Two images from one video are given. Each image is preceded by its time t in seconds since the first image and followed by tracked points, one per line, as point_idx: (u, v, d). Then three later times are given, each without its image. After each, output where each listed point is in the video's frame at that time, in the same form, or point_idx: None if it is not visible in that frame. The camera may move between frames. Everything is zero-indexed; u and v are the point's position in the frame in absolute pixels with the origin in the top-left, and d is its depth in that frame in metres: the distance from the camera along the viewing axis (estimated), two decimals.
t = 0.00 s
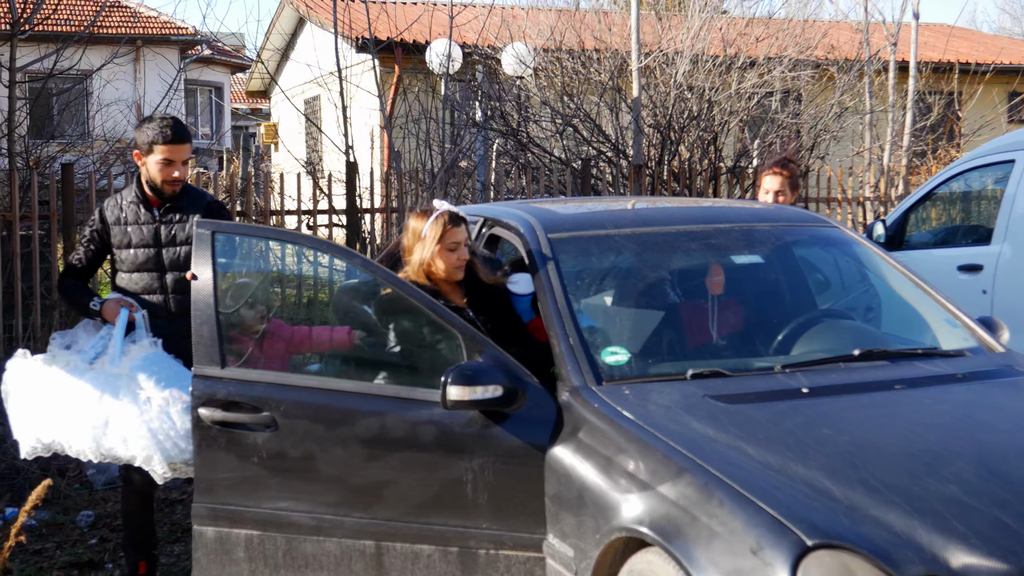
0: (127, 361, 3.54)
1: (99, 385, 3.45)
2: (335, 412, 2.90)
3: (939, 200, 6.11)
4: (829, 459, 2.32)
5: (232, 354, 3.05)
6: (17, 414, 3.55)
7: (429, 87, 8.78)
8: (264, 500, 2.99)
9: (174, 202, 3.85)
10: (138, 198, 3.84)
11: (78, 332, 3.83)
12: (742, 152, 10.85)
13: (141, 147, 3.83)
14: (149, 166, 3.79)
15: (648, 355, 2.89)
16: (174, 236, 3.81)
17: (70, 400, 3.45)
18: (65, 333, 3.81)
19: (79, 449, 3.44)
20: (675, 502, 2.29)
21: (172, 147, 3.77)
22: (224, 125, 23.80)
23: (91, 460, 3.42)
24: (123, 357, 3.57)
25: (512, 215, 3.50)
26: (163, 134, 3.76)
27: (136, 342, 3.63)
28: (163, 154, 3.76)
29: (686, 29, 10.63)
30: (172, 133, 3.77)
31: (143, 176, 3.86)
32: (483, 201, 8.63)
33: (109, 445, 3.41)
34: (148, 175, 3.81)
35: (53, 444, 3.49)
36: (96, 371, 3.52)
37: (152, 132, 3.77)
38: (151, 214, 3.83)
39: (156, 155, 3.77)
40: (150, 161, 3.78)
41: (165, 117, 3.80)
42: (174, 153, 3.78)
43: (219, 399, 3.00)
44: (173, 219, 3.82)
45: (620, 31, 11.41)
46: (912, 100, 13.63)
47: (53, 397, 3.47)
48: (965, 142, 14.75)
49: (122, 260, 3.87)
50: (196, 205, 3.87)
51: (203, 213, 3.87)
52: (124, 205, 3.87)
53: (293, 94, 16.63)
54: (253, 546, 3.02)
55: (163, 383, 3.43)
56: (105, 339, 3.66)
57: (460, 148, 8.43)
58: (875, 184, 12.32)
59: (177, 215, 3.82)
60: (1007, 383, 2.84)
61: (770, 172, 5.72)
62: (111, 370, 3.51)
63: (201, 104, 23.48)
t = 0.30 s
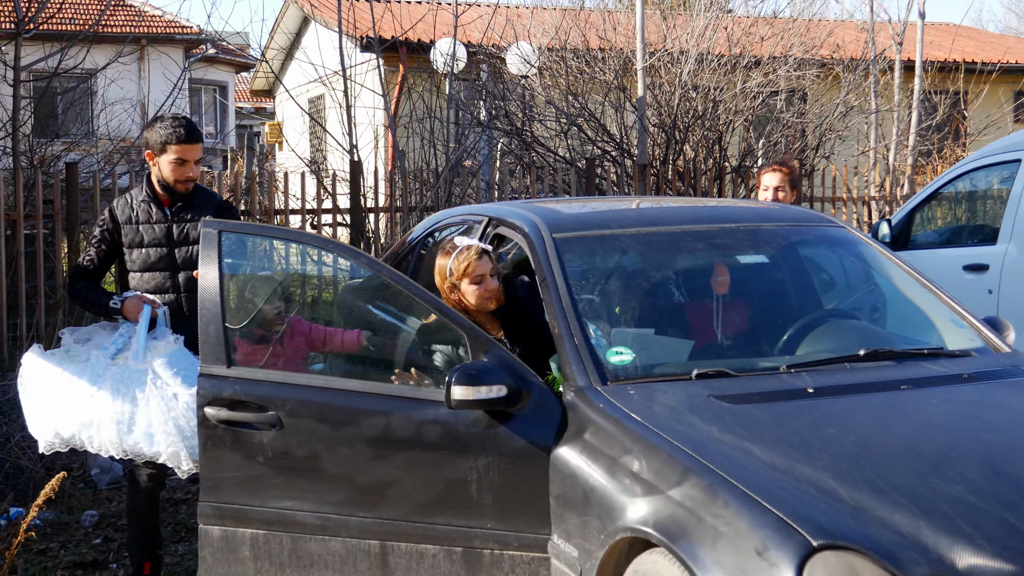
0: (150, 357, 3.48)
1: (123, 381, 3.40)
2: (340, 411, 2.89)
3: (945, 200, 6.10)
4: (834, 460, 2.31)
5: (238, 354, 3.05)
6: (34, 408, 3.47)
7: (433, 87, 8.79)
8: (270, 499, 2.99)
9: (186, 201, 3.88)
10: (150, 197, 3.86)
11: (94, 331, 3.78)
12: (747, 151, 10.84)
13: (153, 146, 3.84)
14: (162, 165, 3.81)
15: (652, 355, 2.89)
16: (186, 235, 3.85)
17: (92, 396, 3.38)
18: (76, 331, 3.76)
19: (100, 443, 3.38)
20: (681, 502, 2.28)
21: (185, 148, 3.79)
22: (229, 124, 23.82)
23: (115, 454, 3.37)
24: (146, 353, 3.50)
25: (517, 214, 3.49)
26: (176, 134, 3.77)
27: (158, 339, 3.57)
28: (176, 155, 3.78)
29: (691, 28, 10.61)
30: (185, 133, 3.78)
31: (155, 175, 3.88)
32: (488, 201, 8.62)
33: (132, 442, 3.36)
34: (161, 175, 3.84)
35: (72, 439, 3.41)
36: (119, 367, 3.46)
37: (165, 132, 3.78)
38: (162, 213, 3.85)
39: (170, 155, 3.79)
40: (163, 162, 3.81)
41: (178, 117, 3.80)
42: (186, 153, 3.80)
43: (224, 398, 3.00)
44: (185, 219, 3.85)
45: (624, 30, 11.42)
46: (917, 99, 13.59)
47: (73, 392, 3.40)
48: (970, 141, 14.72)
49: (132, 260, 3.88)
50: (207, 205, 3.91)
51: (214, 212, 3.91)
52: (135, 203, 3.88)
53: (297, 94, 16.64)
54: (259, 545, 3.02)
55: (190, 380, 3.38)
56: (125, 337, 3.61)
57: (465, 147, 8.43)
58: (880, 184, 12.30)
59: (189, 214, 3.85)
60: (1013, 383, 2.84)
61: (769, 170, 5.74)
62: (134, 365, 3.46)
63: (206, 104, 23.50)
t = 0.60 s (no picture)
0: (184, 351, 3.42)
1: (159, 374, 3.37)
2: (341, 414, 2.89)
3: (947, 200, 6.09)
4: (836, 462, 2.31)
5: (239, 357, 3.05)
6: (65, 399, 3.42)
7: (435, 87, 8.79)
8: (271, 503, 2.98)
9: (233, 204, 3.91)
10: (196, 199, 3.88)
11: (135, 324, 3.83)
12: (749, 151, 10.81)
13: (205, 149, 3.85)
14: (213, 169, 3.83)
15: (653, 357, 2.88)
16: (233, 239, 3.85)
17: (128, 389, 3.35)
18: (120, 323, 3.84)
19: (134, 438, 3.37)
20: (682, 505, 2.28)
21: (238, 154, 3.79)
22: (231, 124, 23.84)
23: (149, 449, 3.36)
24: (180, 346, 3.45)
25: (517, 216, 3.48)
26: (229, 140, 3.78)
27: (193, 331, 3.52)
28: (228, 160, 3.79)
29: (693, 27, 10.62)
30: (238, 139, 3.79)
31: (205, 177, 3.89)
32: (489, 201, 8.61)
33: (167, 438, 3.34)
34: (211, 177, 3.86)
35: (106, 432, 3.39)
36: (154, 361, 3.43)
37: (217, 137, 3.78)
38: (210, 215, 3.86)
39: (221, 160, 3.80)
40: (215, 166, 3.82)
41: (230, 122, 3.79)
42: (239, 158, 3.81)
43: (225, 401, 3.00)
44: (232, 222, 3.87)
45: (626, 30, 11.44)
46: (920, 98, 13.58)
47: (111, 386, 3.37)
48: (972, 141, 14.70)
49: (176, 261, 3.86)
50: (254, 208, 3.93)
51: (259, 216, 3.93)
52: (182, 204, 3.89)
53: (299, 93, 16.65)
54: (260, 548, 3.02)
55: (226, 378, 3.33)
56: (162, 329, 3.56)
57: (467, 147, 8.43)
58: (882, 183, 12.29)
59: (235, 217, 3.88)
60: (1015, 384, 2.83)
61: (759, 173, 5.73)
62: (168, 360, 3.41)
63: (208, 103, 23.51)
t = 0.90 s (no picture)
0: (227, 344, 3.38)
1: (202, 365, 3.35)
2: (344, 413, 2.90)
3: (948, 201, 6.10)
4: (837, 463, 2.31)
5: (243, 356, 3.06)
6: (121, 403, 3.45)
7: (436, 88, 8.81)
8: (274, 502, 2.99)
9: (271, 206, 3.91)
10: (235, 196, 3.88)
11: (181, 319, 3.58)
12: (750, 152, 10.83)
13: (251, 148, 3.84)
14: (258, 170, 3.83)
15: (655, 358, 2.89)
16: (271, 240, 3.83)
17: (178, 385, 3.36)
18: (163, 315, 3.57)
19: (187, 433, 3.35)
20: (684, 505, 2.29)
21: (284, 159, 3.78)
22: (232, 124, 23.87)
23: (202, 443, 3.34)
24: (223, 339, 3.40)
25: (518, 217, 3.49)
26: (278, 143, 3.76)
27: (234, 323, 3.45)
28: (273, 164, 3.78)
29: (694, 28, 10.64)
30: (286, 144, 3.77)
31: (247, 176, 3.89)
32: (490, 202, 8.64)
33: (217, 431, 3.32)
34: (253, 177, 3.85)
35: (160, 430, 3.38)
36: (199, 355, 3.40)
37: (266, 138, 3.77)
38: (247, 215, 3.86)
39: (267, 162, 3.79)
40: (260, 167, 3.81)
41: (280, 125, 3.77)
42: (284, 163, 3.80)
43: (228, 401, 3.00)
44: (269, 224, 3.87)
45: (627, 31, 11.47)
46: (920, 100, 13.60)
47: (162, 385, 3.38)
48: (972, 142, 14.72)
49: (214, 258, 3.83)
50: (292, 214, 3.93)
51: (296, 220, 3.93)
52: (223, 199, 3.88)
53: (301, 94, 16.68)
54: (263, 547, 3.02)
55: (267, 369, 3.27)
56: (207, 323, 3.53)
57: (468, 148, 8.45)
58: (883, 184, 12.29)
59: (271, 220, 3.88)
60: (1017, 386, 2.84)
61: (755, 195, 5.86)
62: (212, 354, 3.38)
63: (208, 103, 23.49)
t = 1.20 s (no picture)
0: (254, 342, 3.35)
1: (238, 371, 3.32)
2: (347, 413, 2.90)
3: (949, 201, 6.10)
4: (840, 463, 2.31)
5: (247, 356, 3.07)
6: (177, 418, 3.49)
7: (438, 87, 8.81)
8: (276, 501, 3.00)
9: (288, 208, 4.01)
10: (251, 198, 3.94)
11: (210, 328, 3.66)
12: (752, 152, 10.83)
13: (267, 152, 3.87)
14: (276, 174, 3.88)
15: (656, 357, 2.89)
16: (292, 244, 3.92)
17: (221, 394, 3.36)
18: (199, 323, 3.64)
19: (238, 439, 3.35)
20: (686, 504, 2.29)
21: (302, 164, 3.84)
22: (234, 123, 23.86)
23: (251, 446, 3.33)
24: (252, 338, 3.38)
25: (521, 217, 3.49)
26: (296, 148, 3.81)
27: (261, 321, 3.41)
28: (291, 169, 3.84)
29: (696, 27, 10.63)
30: (302, 149, 3.82)
31: (263, 177, 3.94)
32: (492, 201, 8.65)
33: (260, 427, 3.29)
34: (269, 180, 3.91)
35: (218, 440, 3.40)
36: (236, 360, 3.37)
37: (284, 143, 3.80)
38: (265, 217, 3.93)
39: (285, 167, 3.84)
40: (277, 171, 3.86)
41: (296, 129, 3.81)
42: (302, 166, 3.85)
43: (231, 400, 3.01)
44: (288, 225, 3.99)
45: (629, 30, 11.46)
46: (922, 99, 13.59)
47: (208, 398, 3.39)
48: (974, 142, 14.71)
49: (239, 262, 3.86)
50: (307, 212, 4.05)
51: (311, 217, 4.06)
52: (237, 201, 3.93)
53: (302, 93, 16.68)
54: (266, 546, 3.03)
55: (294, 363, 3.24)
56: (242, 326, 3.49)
57: (470, 147, 8.45)
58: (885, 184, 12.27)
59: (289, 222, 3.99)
60: (1018, 386, 2.84)
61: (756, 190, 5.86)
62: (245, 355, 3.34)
63: (209, 102, 23.48)
